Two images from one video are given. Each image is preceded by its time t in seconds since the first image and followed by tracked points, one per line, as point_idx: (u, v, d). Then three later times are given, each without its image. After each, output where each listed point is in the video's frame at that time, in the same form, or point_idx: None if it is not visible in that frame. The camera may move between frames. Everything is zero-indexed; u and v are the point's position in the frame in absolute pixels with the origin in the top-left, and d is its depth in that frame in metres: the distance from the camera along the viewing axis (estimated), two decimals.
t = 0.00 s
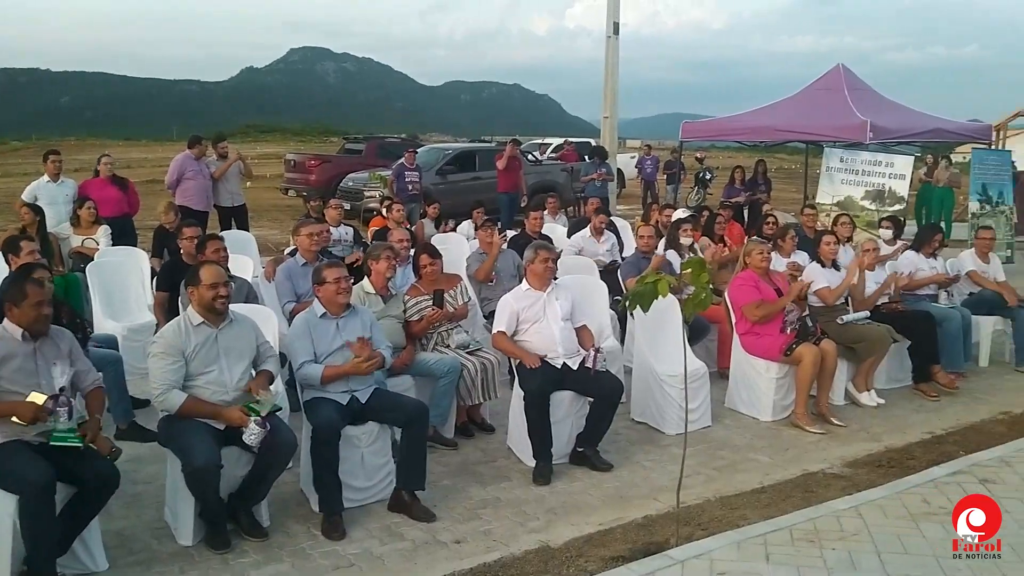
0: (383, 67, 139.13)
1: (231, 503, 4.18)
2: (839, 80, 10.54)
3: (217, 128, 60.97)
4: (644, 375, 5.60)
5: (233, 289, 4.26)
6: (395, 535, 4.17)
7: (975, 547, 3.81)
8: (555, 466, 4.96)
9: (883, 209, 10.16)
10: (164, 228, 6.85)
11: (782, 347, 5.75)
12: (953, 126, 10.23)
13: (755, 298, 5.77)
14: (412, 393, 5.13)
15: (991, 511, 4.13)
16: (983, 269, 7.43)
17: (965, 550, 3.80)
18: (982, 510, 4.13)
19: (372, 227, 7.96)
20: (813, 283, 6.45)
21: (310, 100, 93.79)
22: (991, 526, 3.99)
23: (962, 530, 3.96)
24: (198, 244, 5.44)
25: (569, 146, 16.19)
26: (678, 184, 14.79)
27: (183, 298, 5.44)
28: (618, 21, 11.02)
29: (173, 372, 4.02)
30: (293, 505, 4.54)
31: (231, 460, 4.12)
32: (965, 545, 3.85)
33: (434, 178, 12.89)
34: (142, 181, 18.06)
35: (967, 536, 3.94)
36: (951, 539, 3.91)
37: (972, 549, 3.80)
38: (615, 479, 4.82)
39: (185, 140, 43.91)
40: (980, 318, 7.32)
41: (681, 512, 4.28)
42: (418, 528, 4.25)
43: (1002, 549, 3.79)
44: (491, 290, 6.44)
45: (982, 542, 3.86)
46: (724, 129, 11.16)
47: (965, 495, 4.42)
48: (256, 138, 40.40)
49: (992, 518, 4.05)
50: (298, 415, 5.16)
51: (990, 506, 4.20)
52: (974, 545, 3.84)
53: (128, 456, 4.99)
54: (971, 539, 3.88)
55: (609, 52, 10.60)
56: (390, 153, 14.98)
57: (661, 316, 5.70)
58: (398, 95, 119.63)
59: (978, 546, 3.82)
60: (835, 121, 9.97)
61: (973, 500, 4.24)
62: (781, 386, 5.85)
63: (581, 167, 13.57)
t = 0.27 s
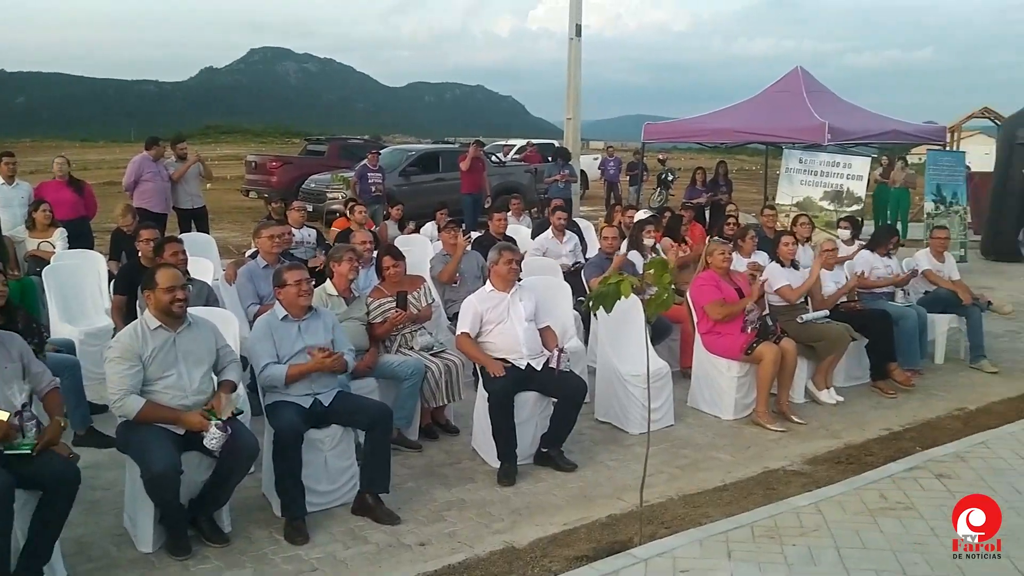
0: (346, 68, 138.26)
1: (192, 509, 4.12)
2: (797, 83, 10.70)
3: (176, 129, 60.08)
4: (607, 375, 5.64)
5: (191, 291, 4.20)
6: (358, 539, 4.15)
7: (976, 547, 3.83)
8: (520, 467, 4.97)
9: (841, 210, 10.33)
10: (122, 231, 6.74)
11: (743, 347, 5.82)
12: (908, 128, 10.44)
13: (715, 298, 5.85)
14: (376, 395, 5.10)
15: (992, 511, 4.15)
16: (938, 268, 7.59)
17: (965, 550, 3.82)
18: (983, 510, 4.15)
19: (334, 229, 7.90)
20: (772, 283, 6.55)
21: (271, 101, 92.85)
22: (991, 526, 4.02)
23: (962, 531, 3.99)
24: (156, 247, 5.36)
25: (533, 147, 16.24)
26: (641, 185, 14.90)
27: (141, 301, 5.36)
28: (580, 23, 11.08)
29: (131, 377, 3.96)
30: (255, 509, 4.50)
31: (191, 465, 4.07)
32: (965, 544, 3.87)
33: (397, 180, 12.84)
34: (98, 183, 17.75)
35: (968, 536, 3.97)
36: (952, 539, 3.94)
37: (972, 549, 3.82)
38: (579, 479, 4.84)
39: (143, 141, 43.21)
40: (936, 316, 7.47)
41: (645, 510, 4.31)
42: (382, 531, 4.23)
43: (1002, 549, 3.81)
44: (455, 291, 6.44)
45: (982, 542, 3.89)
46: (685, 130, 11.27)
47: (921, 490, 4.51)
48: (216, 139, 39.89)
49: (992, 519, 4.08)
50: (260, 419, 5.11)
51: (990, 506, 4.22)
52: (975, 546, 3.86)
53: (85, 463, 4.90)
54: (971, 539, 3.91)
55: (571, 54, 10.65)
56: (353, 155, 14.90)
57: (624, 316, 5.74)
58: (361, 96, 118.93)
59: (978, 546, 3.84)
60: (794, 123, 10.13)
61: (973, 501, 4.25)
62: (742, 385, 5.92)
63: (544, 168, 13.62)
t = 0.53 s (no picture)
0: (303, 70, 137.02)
1: (146, 518, 4.04)
2: (751, 87, 10.87)
3: (128, 131, 58.95)
4: (566, 377, 5.66)
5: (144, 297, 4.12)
6: (317, 545, 4.11)
7: (975, 547, 3.83)
8: (480, 470, 4.97)
9: (795, 212, 10.50)
10: (72, 236, 6.59)
11: (700, 348, 5.88)
12: (859, 132, 10.66)
13: (672, 300, 5.91)
14: (334, 400, 5.06)
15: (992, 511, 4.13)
16: (888, 269, 7.75)
17: (965, 551, 3.82)
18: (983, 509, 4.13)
19: (291, 233, 7.83)
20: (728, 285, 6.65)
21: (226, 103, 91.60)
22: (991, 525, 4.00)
23: (963, 529, 3.97)
24: (108, 251, 5.25)
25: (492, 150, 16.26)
26: (599, 188, 15.01)
27: (92, 307, 5.24)
28: (537, 27, 11.12)
29: (82, 385, 3.87)
30: (211, 517, 4.43)
31: (145, 474, 3.99)
32: (965, 545, 3.86)
33: (355, 183, 12.76)
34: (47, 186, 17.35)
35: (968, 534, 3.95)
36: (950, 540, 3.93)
37: (973, 549, 3.81)
38: (539, 481, 4.85)
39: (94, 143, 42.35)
40: (887, 316, 7.64)
41: (604, 512, 4.34)
42: (341, 537, 4.20)
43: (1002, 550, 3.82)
44: (414, 295, 6.42)
45: (983, 542, 3.88)
46: (642, 134, 11.36)
47: (874, 488, 4.61)
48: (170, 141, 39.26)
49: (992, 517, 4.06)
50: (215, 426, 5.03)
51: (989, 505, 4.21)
52: (973, 546, 3.84)
53: (35, 472, 4.78)
54: (971, 539, 3.89)
55: (529, 57, 10.69)
56: (310, 158, 14.77)
57: (582, 319, 5.77)
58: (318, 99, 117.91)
59: (979, 546, 3.84)
60: (749, 127, 10.28)
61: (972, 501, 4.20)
62: (699, 386, 5.98)
63: (503, 171, 13.64)
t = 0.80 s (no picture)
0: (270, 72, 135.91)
1: (113, 525, 3.98)
2: (718, 89, 10.97)
3: (91, 133, 58.06)
4: (537, 378, 5.68)
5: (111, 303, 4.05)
6: (286, 551, 4.07)
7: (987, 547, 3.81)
8: (451, 472, 4.96)
9: (762, 212, 10.61)
10: (34, 240, 6.47)
11: (669, 348, 5.92)
12: (824, 133, 10.81)
13: (642, 301, 5.94)
14: (303, 404, 5.02)
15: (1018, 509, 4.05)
16: (854, 268, 7.85)
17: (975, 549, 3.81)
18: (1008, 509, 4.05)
19: (259, 235, 7.76)
20: (696, 285, 6.71)
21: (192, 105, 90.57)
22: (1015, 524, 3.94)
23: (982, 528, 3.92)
24: (72, 255, 5.17)
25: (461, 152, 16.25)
26: (568, 189, 15.06)
27: (55, 312, 5.16)
28: (506, 29, 11.13)
29: (47, 391, 3.81)
30: (179, 524, 4.38)
31: (111, 480, 3.93)
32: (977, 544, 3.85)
33: (323, 185, 12.69)
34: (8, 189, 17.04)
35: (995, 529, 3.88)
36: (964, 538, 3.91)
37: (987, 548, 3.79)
38: (510, 482, 4.86)
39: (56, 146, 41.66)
40: (853, 315, 7.75)
41: (575, 512, 4.35)
42: (311, 542, 4.17)
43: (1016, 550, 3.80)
44: (384, 297, 6.39)
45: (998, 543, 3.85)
46: (611, 135, 11.42)
47: (841, 484, 4.67)
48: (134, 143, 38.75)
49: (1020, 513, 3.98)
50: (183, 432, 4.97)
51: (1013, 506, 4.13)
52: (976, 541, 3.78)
53: None
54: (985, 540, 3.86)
55: (498, 59, 10.69)
56: (277, 159, 14.65)
57: (553, 320, 5.78)
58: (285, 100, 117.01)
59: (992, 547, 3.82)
60: (716, 128, 10.38)
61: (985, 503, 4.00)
62: (669, 385, 6.02)
63: (472, 173, 13.65)
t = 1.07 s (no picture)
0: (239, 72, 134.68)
1: (81, 531, 3.92)
2: (688, 89, 11.05)
3: (56, 133, 57.15)
4: (509, 377, 5.68)
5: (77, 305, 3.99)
6: (258, 554, 4.04)
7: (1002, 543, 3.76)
8: (424, 473, 4.95)
9: (732, 212, 10.70)
10: None
11: (641, 346, 5.95)
12: (792, 133, 10.93)
13: (613, 300, 5.97)
14: (274, 406, 4.98)
15: None
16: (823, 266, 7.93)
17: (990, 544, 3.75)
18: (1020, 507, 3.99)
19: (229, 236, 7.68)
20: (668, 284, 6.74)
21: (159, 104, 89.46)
22: None
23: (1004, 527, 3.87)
24: (37, 257, 5.08)
25: (432, 152, 16.21)
26: (540, 190, 15.10)
27: (20, 316, 5.07)
28: (476, 29, 11.12)
29: (13, 395, 3.74)
30: (148, 528, 4.32)
31: (79, 485, 3.87)
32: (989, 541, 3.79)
33: (293, 186, 12.60)
34: None
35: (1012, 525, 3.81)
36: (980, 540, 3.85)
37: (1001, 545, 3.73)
38: (484, 483, 4.86)
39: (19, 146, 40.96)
40: (822, 312, 7.84)
41: (549, 511, 4.36)
42: (282, 545, 4.13)
43: None
44: (356, 298, 6.36)
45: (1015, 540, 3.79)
46: (582, 135, 11.46)
47: (810, 480, 4.73)
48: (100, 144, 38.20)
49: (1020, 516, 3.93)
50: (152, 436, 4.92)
51: None
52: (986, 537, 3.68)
53: None
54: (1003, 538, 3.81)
55: (469, 59, 10.68)
56: (247, 160, 14.52)
57: (525, 320, 5.79)
58: (255, 100, 115.99)
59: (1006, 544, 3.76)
60: (686, 129, 10.46)
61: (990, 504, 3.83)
62: (641, 384, 6.06)
63: (444, 173, 13.63)
